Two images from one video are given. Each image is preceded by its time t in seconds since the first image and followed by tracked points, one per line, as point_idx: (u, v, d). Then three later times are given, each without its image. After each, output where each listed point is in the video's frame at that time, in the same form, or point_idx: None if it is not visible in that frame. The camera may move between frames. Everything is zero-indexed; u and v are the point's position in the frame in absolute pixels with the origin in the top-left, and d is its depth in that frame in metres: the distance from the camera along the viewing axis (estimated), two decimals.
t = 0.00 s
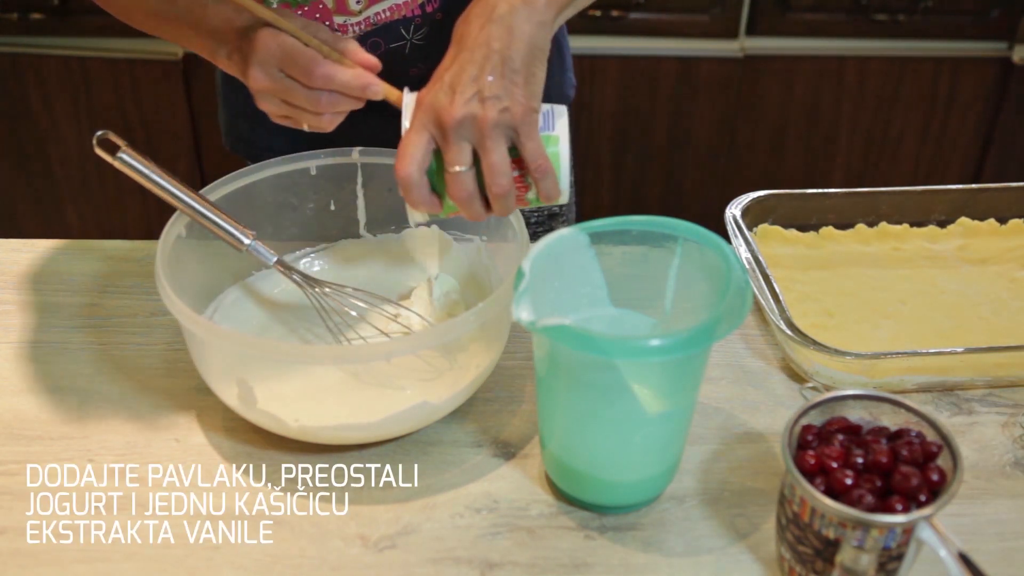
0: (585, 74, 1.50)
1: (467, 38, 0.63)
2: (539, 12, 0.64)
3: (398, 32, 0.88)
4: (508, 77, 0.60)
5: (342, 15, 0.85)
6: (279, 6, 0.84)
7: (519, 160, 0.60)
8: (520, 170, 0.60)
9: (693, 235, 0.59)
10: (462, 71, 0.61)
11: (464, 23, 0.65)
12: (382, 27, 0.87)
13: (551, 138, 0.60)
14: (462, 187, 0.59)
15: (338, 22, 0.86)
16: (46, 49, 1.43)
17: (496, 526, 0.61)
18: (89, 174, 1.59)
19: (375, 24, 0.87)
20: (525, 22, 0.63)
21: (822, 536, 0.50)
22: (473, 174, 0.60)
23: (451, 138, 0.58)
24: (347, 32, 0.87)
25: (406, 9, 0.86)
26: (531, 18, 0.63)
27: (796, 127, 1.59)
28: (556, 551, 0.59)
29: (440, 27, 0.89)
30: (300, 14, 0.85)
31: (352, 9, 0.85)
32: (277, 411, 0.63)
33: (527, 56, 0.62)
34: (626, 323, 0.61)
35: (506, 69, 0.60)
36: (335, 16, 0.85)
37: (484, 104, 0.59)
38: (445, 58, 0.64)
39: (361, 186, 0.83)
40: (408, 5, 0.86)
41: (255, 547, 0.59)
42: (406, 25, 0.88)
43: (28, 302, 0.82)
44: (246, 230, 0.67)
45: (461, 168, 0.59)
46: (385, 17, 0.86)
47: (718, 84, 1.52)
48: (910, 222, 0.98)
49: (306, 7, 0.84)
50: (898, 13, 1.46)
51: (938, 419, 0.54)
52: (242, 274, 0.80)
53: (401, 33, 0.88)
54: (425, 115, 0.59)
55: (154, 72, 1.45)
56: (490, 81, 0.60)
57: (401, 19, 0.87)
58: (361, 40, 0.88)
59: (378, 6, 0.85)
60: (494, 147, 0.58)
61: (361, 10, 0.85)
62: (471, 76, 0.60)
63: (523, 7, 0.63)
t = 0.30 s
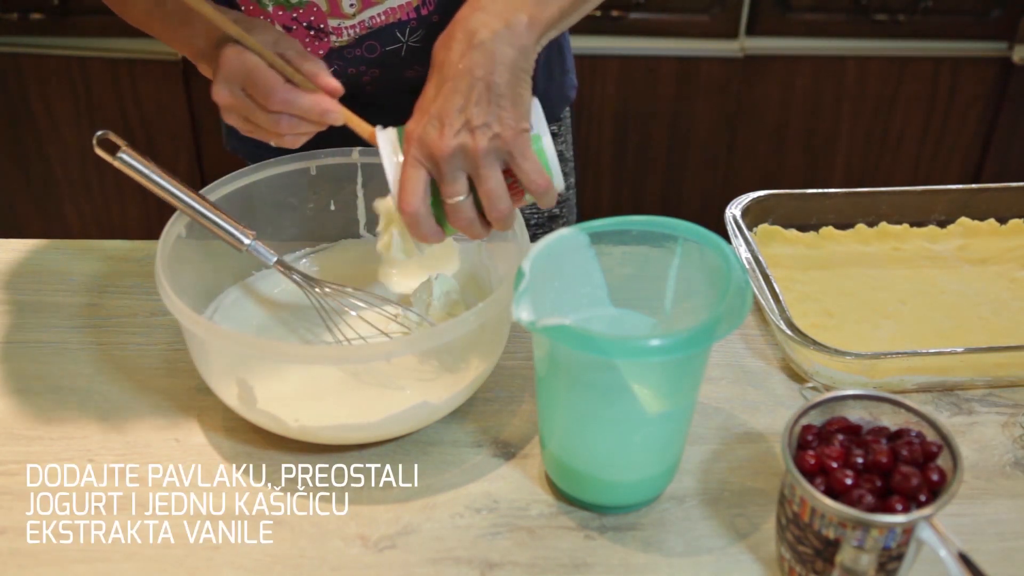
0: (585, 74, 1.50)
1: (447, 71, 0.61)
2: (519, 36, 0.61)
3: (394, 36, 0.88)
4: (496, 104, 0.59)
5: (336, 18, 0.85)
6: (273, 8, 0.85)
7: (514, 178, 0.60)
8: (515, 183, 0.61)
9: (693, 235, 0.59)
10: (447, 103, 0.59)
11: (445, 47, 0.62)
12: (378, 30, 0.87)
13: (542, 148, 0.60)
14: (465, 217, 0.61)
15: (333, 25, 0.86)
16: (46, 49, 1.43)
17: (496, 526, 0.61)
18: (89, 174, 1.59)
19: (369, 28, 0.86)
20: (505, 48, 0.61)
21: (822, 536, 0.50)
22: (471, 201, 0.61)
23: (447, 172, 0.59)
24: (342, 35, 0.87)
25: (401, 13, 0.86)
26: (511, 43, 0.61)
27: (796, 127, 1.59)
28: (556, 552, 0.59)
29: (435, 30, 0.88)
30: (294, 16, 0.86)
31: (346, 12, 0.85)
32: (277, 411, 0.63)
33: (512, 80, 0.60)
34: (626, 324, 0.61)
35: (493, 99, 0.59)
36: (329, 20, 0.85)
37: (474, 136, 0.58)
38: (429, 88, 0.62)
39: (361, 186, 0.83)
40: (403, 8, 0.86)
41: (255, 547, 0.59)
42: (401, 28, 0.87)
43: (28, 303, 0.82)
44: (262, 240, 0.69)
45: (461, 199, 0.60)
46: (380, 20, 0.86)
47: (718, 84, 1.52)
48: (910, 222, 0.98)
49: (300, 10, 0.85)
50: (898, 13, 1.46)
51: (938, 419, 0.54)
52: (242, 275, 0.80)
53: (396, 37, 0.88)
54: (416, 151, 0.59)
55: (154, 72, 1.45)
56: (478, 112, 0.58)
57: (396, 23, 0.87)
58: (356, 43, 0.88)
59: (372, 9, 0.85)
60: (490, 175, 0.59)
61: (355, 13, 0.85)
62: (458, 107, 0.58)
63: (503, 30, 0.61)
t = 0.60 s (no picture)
0: (584, 74, 1.50)
1: (450, 72, 0.61)
2: (519, 31, 0.60)
3: (392, 35, 0.87)
4: (502, 99, 0.58)
5: (334, 18, 0.85)
6: (270, 8, 0.85)
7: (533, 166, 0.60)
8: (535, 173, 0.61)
9: (692, 234, 0.59)
10: (455, 103, 0.59)
11: (444, 49, 0.62)
12: (375, 29, 0.87)
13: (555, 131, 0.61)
14: (495, 215, 0.61)
15: (329, 24, 0.86)
16: (45, 48, 1.43)
17: (496, 526, 0.61)
18: (89, 174, 1.59)
19: (367, 27, 0.86)
20: (504, 44, 0.59)
21: (822, 536, 0.50)
22: (497, 197, 0.61)
23: (467, 175, 0.59)
24: (339, 35, 0.87)
25: (399, 12, 0.86)
26: (510, 39, 0.59)
27: (796, 127, 1.59)
28: (556, 552, 0.59)
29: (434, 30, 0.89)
30: (292, 15, 0.85)
31: (343, 11, 0.84)
32: (276, 411, 0.63)
33: (516, 75, 0.59)
34: (626, 324, 0.61)
35: (499, 95, 0.59)
36: (326, 19, 0.85)
37: (488, 133, 0.58)
38: (435, 93, 0.62)
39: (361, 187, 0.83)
40: (401, 8, 0.85)
41: (255, 547, 0.59)
42: (399, 28, 0.87)
43: (28, 303, 0.82)
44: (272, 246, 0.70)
45: (487, 196, 0.60)
46: (378, 19, 0.86)
47: (718, 84, 1.52)
48: (910, 222, 0.98)
49: (297, 9, 0.85)
50: (898, 13, 1.46)
51: (938, 419, 0.54)
52: (242, 274, 0.80)
53: (394, 37, 0.88)
54: (432, 156, 0.60)
55: (154, 72, 1.45)
56: (487, 109, 0.58)
57: (394, 23, 0.86)
58: (354, 42, 0.87)
59: (370, 8, 0.85)
60: (511, 169, 0.59)
61: (352, 12, 0.85)
62: (467, 106, 0.59)
63: (502, 25, 0.60)
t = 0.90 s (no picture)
0: (584, 74, 1.50)
1: (413, 56, 0.62)
2: (477, 16, 0.60)
3: (391, 34, 0.87)
4: (456, 81, 0.59)
5: (333, 16, 0.85)
6: (270, 6, 0.85)
7: (494, 160, 0.59)
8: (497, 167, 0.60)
9: (693, 235, 0.59)
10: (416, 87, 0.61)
11: (410, 37, 0.64)
12: (375, 28, 0.87)
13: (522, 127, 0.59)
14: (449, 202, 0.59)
15: (329, 22, 0.86)
16: (46, 48, 1.43)
17: (496, 526, 0.61)
18: (89, 174, 1.59)
19: (366, 26, 0.86)
20: (459, 27, 0.60)
21: (822, 536, 0.50)
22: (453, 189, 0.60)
23: (422, 158, 0.59)
24: (339, 33, 0.87)
25: (398, 11, 0.86)
26: (465, 23, 0.60)
27: (796, 127, 1.59)
28: (556, 552, 0.59)
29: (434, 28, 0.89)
30: (291, 14, 0.85)
31: (342, 9, 0.84)
32: (277, 411, 0.63)
33: (471, 57, 0.60)
34: (625, 323, 0.61)
35: (454, 78, 0.59)
36: (325, 17, 0.85)
37: (440, 113, 0.58)
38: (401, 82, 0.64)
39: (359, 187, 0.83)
40: (400, 6, 0.85)
41: (255, 547, 0.59)
42: (399, 27, 0.87)
43: (28, 302, 0.82)
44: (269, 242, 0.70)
45: (440, 182, 0.59)
46: (378, 18, 0.86)
47: (718, 84, 1.52)
48: (910, 222, 0.98)
49: (296, 8, 0.85)
50: (898, 13, 1.46)
51: (938, 419, 0.54)
52: (242, 274, 0.80)
53: (394, 35, 0.88)
54: (391, 139, 0.61)
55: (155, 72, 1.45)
56: (443, 90, 0.59)
57: (394, 21, 0.86)
58: (353, 40, 0.88)
59: (369, 7, 0.85)
60: (465, 153, 0.58)
61: (351, 10, 0.85)
62: (425, 89, 0.60)
63: (459, 10, 0.61)
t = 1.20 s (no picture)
0: (584, 74, 1.50)
1: (414, 56, 0.63)
2: (471, 15, 0.61)
3: (391, 32, 0.88)
4: (449, 74, 0.59)
5: (332, 13, 0.85)
6: (269, 5, 0.85)
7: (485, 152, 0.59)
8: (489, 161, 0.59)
9: (693, 234, 0.59)
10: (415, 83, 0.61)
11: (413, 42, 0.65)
12: (373, 25, 0.87)
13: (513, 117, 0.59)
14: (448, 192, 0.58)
15: (328, 20, 0.86)
16: (46, 49, 1.43)
17: (496, 526, 0.61)
18: (89, 174, 1.59)
19: (365, 23, 0.86)
20: (456, 26, 0.61)
21: (822, 536, 0.50)
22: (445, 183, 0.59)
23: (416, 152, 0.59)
24: (338, 30, 0.87)
25: (397, 8, 0.86)
26: (462, 23, 0.60)
27: (796, 127, 1.59)
28: (557, 552, 0.59)
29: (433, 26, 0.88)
30: (290, 12, 0.85)
31: (341, 7, 0.84)
32: (276, 411, 0.63)
33: (470, 55, 0.59)
34: (625, 323, 0.61)
35: (448, 72, 0.59)
36: (325, 15, 0.85)
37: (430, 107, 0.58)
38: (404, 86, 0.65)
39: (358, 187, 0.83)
40: (399, 3, 0.85)
41: (255, 547, 0.59)
42: (398, 23, 0.87)
43: (28, 303, 0.82)
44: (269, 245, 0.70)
45: (439, 172, 0.58)
46: (377, 15, 0.86)
47: (718, 84, 1.52)
48: (910, 222, 0.98)
49: (296, 6, 0.85)
50: (898, 13, 1.46)
51: (938, 419, 0.54)
52: (242, 274, 0.80)
53: (393, 32, 0.88)
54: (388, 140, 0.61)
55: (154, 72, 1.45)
56: (437, 85, 0.59)
57: (393, 18, 0.86)
58: (352, 38, 0.88)
59: (367, 4, 0.85)
60: (456, 142, 0.58)
61: (350, 8, 0.85)
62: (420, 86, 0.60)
63: (457, 12, 0.61)
